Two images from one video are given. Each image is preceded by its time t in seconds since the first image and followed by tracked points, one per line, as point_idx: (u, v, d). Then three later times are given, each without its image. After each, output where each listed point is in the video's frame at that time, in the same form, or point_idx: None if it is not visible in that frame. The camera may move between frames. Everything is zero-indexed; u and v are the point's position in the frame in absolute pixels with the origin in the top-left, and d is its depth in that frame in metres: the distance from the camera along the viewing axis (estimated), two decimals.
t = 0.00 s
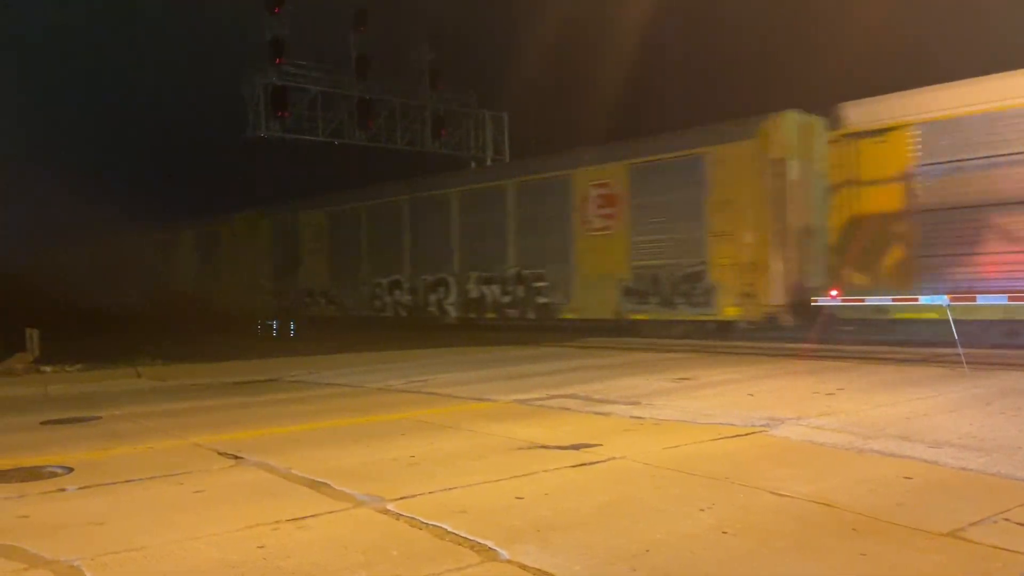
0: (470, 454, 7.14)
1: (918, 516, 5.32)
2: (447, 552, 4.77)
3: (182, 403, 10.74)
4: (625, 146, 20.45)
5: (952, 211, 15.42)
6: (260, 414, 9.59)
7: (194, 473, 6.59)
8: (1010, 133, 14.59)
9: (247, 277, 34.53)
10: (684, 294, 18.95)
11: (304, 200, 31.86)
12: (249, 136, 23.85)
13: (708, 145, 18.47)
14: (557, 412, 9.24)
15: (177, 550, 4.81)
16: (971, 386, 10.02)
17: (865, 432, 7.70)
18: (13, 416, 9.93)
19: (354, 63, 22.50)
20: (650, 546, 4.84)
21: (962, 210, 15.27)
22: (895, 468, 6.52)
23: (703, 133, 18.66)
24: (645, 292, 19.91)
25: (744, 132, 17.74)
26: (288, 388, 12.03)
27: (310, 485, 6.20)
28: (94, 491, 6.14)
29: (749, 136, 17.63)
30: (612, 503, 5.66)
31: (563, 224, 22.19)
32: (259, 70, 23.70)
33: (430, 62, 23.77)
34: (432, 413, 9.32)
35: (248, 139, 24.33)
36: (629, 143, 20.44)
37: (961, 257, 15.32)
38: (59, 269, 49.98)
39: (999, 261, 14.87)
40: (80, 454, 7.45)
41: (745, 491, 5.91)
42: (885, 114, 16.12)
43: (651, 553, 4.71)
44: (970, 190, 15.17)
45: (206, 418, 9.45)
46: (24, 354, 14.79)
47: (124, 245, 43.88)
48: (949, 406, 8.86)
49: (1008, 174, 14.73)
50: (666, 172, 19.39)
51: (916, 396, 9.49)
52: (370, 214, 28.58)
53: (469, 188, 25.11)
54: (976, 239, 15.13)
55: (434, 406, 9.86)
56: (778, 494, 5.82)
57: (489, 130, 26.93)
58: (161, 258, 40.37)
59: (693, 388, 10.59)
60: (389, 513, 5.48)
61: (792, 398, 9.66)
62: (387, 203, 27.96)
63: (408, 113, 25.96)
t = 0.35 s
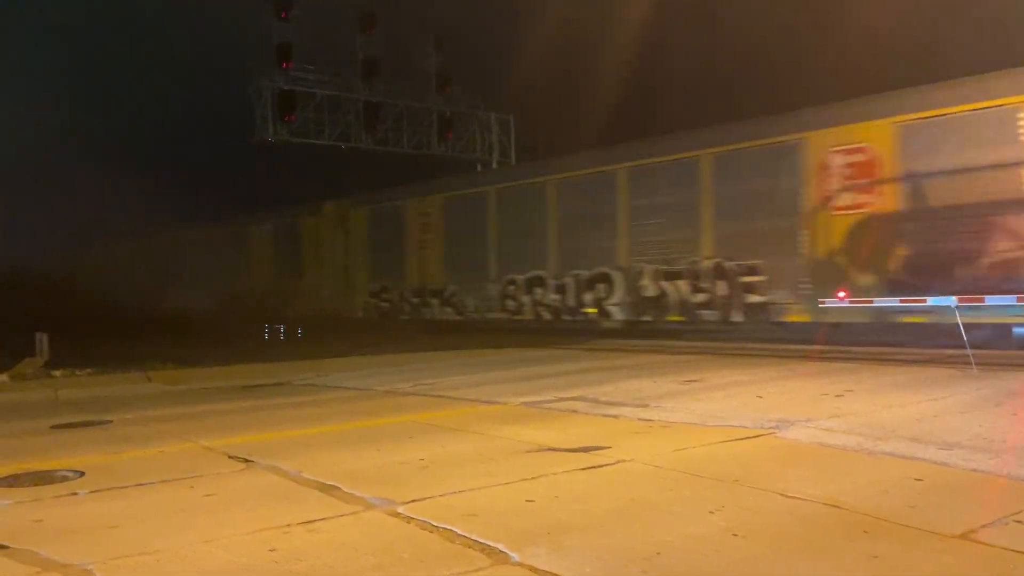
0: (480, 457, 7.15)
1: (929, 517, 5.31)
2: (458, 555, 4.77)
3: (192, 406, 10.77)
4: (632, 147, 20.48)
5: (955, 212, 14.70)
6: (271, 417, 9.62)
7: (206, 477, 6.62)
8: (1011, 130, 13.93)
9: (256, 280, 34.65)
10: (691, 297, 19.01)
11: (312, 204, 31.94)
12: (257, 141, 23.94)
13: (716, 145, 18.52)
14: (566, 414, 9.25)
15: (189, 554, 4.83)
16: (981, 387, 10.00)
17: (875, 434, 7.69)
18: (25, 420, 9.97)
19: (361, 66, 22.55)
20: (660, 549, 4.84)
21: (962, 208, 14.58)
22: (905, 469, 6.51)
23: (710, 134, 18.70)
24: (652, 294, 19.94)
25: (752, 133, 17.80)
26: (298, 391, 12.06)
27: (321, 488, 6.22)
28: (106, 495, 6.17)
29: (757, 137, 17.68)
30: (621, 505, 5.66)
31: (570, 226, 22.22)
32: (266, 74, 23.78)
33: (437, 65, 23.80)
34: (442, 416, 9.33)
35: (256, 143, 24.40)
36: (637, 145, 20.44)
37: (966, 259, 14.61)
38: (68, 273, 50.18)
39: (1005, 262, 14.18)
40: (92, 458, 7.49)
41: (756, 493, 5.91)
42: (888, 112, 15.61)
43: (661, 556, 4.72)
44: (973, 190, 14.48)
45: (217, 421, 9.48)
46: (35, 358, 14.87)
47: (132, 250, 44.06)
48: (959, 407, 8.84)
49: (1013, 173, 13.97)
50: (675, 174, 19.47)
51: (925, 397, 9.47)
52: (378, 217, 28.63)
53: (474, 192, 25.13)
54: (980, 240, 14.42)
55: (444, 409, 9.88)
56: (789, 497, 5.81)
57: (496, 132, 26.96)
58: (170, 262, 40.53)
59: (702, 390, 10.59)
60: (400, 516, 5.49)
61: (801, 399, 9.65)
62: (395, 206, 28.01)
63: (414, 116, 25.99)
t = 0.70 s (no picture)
0: (483, 458, 7.14)
1: (934, 518, 5.31)
2: (464, 556, 4.78)
3: (194, 409, 10.75)
4: (632, 148, 20.49)
5: (956, 212, 14.75)
6: (273, 419, 9.60)
7: (210, 479, 6.61)
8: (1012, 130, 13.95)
9: (256, 282, 34.64)
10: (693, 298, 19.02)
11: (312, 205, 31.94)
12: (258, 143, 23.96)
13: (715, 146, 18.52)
14: (569, 415, 9.25)
15: (195, 556, 4.83)
16: (983, 387, 9.99)
17: (877, 434, 7.69)
18: (28, 423, 9.97)
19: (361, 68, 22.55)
20: (666, 550, 4.84)
21: (964, 209, 14.62)
22: (908, 470, 6.51)
23: (711, 134, 18.70)
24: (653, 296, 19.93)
25: (752, 134, 17.80)
26: (300, 393, 12.03)
27: (326, 490, 6.21)
28: (111, 498, 6.16)
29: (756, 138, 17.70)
30: (626, 506, 5.66)
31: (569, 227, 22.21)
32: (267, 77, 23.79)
33: (437, 66, 23.80)
34: (444, 417, 9.33)
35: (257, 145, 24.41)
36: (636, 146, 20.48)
37: (967, 258, 14.69)
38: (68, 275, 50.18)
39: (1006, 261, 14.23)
40: (96, 461, 7.49)
41: (760, 493, 5.91)
42: (888, 112, 15.61)
43: (667, 556, 4.73)
44: (973, 191, 14.52)
45: (220, 424, 9.47)
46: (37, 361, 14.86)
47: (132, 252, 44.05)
48: (961, 407, 8.84)
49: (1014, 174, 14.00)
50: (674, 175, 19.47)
51: (927, 397, 9.47)
52: (379, 219, 28.63)
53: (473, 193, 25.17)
54: (981, 240, 14.47)
55: (446, 411, 9.86)
56: (793, 497, 5.81)
57: (496, 134, 26.95)
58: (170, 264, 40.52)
59: (704, 391, 10.58)
60: (405, 517, 5.50)
61: (804, 400, 9.65)
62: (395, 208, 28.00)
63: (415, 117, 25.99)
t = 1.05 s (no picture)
0: (482, 458, 7.17)
1: (930, 515, 5.34)
2: (463, 555, 4.80)
3: (191, 410, 10.76)
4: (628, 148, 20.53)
5: (952, 212, 14.80)
6: (270, 420, 9.60)
7: (209, 480, 6.63)
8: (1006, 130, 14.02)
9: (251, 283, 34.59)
10: (688, 298, 19.05)
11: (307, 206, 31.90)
12: (253, 144, 23.94)
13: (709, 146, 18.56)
14: (566, 415, 9.28)
15: (195, 556, 4.85)
16: (978, 385, 10.03)
17: (873, 433, 7.72)
18: (24, 424, 9.96)
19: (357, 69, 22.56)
20: (666, 548, 4.87)
21: (959, 208, 14.71)
22: (904, 468, 6.54)
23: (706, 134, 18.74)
24: (650, 296, 19.95)
25: (746, 134, 17.84)
26: (297, 394, 12.03)
27: (324, 490, 6.23)
28: (110, 498, 6.18)
29: (750, 138, 17.74)
30: (625, 506, 5.68)
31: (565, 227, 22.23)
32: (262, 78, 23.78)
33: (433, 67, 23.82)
34: (441, 418, 9.34)
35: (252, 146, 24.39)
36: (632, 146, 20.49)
37: (964, 259, 14.73)
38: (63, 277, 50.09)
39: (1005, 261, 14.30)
40: (94, 462, 7.48)
41: (758, 492, 5.94)
42: (883, 113, 15.66)
43: (667, 555, 4.75)
44: (969, 191, 14.60)
45: (217, 424, 9.47)
46: (33, 363, 14.84)
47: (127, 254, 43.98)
48: (957, 406, 8.86)
49: (1010, 173, 14.09)
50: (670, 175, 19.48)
51: (923, 396, 9.49)
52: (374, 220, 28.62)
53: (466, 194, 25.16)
54: (979, 240, 14.54)
55: (444, 411, 9.88)
56: (790, 495, 5.84)
57: (491, 135, 26.95)
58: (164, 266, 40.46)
59: (700, 391, 10.62)
60: (404, 517, 5.51)
61: (800, 400, 9.67)
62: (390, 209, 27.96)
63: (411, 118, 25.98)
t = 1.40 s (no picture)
0: (481, 458, 7.18)
1: (927, 514, 5.36)
2: (463, 554, 4.82)
3: (189, 410, 10.76)
4: (625, 148, 20.53)
5: (948, 212, 14.85)
6: (268, 420, 9.61)
7: (209, 480, 6.64)
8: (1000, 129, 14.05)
9: (248, 283, 34.57)
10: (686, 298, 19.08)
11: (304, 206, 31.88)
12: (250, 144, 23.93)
13: (705, 145, 18.61)
14: (563, 415, 9.29)
15: (196, 555, 4.86)
16: (975, 385, 10.05)
17: (870, 432, 7.74)
18: (23, 425, 9.96)
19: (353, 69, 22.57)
20: (664, 547, 4.88)
21: (955, 208, 14.76)
22: (901, 467, 6.56)
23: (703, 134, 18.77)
24: (648, 296, 19.96)
25: (744, 134, 17.87)
26: (295, 395, 12.04)
27: (323, 490, 6.24)
28: (110, 498, 6.19)
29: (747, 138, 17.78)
30: (625, 505, 5.69)
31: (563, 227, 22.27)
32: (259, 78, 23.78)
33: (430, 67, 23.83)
34: (439, 418, 9.35)
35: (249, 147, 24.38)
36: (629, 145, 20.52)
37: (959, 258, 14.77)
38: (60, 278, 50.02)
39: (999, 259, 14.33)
40: (92, 462, 7.49)
41: (757, 491, 5.96)
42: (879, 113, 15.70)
43: (665, 554, 4.77)
44: (964, 191, 14.64)
45: (215, 425, 9.48)
46: (31, 363, 14.86)
47: (124, 255, 43.94)
48: (952, 405, 8.89)
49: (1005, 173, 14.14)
50: (669, 175, 19.51)
51: (919, 396, 9.51)
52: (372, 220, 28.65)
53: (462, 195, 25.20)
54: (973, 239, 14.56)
55: (442, 411, 9.89)
56: (789, 495, 5.86)
57: (489, 135, 26.95)
58: (161, 266, 40.41)
59: (698, 390, 10.64)
60: (404, 517, 5.52)
61: (797, 399, 9.68)
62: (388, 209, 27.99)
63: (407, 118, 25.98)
